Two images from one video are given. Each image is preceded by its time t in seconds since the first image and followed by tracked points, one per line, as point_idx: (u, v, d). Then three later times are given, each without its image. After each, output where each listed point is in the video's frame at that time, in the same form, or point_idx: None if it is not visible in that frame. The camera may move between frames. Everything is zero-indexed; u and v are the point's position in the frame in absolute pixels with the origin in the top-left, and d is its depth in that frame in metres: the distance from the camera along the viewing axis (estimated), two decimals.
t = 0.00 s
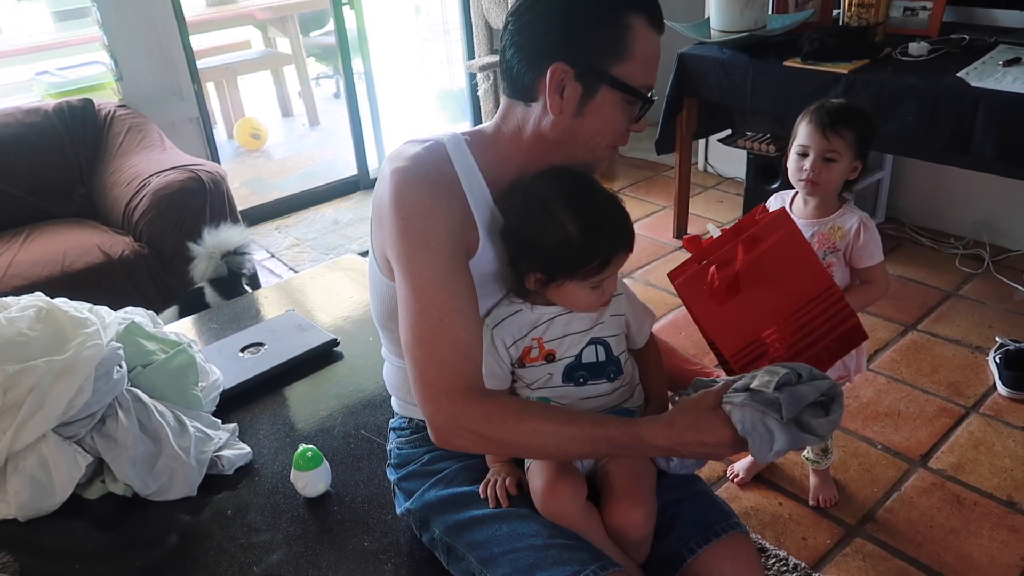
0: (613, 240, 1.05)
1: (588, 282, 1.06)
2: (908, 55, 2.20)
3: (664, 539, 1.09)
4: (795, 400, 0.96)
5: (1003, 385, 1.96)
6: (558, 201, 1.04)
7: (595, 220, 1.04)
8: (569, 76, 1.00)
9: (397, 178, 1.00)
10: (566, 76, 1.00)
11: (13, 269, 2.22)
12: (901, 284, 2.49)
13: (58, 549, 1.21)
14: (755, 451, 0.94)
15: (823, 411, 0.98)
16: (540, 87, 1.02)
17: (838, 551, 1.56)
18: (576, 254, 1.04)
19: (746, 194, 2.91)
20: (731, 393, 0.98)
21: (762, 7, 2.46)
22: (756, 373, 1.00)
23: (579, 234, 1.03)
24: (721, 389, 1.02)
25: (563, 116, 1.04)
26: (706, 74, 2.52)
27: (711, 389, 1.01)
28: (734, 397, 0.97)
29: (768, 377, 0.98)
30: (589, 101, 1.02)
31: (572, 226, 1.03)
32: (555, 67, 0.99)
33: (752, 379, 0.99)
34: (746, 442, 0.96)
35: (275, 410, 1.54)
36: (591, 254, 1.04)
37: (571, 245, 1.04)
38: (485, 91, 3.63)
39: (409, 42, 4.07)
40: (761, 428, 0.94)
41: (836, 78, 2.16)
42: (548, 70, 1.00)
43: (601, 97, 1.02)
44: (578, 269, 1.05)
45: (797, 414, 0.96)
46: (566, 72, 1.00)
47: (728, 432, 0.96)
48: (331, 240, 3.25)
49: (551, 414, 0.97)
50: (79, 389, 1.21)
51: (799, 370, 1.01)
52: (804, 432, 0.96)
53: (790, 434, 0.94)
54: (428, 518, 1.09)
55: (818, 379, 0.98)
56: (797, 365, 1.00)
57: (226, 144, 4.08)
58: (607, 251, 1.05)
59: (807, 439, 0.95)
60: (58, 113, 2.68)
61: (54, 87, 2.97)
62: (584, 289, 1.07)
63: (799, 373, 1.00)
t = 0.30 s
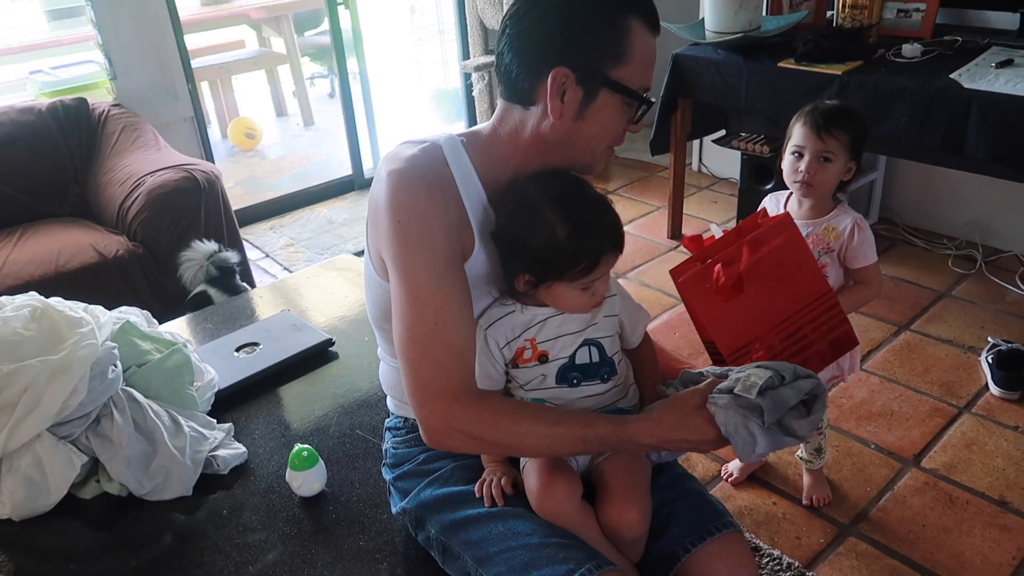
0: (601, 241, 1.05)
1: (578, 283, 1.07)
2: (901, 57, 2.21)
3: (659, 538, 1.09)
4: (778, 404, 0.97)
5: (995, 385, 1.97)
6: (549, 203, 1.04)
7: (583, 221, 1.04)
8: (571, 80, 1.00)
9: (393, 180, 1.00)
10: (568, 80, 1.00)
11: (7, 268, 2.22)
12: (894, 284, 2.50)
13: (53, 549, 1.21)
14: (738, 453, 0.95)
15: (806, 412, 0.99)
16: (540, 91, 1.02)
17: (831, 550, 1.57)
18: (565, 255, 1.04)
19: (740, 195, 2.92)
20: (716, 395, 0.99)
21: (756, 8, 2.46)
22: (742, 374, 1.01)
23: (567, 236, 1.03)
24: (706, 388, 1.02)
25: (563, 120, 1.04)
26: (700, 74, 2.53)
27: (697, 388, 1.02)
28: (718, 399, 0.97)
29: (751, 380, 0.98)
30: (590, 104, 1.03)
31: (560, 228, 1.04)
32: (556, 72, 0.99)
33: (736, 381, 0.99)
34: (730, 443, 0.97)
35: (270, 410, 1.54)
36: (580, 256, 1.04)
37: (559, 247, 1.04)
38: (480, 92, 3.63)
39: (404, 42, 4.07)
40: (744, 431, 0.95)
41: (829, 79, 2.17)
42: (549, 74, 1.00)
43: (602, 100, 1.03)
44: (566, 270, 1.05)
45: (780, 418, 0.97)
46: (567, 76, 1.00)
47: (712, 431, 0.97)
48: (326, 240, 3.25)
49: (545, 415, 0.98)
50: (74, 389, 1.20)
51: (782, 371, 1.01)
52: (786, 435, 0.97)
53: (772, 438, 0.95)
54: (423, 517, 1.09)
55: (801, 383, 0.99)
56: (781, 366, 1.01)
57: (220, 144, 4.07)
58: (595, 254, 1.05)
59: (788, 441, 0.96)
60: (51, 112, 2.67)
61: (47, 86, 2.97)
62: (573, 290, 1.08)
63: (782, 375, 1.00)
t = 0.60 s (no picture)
0: (599, 242, 1.05)
1: (576, 284, 1.07)
2: (897, 58, 2.22)
3: (657, 537, 1.09)
4: (765, 396, 1.01)
5: (991, 385, 1.97)
6: (546, 203, 1.04)
7: (580, 220, 1.04)
8: (580, 92, 1.01)
9: (391, 185, 1.01)
10: (577, 92, 1.01)
11: (4, 268, 2.22)
12: (891, 285, 2.51)
13: (50, 550, 1.21)
14: (727, 443, 0.99)
15: (791, 402, 1.03)
16: (550, 107, 1.03)
17: (828, 549, 1.57)
18: (562, 255, 1.04)
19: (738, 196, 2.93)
20: (705, 389, 1.02)
21: (753, 9, 2.47)
22: (729, 367, 1.04)
23: (564, 236, 1.04)
24: (695, 381, 1.05)
25: (571, 129, 1.06)
26: (697, 76, 2.53)
27: (686, 382, 1.05)
28: (708, 394, 1.00)
29: (741, 372, 1.01)
30: (599, 112, 1.05)
31: (558, 228, 1.04)
32: (568, 86, 1.00)
33: (725, 373, 1.03)
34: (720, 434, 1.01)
35: (269, 410, 1.54)
36: (578, 256, 1.04)
37: (557, 247, 1.04)
38: (477, 93, 3.63)
39: (401, 43, 4.08)
40: (735, 423, 0.98)
41: (826, 80, 2.17)
42: (560, 89, 1.01)
43: (610, 108, 1.05)
44: (563, 270, 1.05)
45: (767, 409, 1.01)
46: (577, 89, 1.01)
47: (704, 424, 1.01)
48: (324, 241, 3.25)
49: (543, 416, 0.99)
50: (72, 389, 1.20)
51: (768, 364, 1.04)
52: (772, 425, 1.01)
53: (760, 429, 1.00)
54: (422, 517, 1.10)
55: (787, 374, 1.03)
56: (767, 360, 1.04)
57: (217, 145, 4.07)
58: (593, 254, 1.05)
59: (775, 431, 1.01)
60: (48, 113, 2.67)
61: (44, 86, 2.96)
62: (572, 290, 1.08)
63: (769, 367, 1.04)
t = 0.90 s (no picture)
0: (598, 245, 1.05)
1: (575, 287, 1.07)
2: (894, 59, 2.22)
3: (655, 536, 1.10)
4: (763, 397, 1.01)
5: (988, 385, 1.98)
6: (545, 207, 1.05)
7: (579, 224, 1.04)
8: (578, 93, 1.02)
9: (390, 188, 1.01)
10: (575, 94, 1.02)
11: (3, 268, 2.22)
12: (888, 286, 2.52)
13: (49, 550, 1.21)
14: (726, 444, 1.00)
15: (788, 402, 1.04)
16: (547, 106, 1.03)
17: (826, 549, 1.58)
18: (560, 259, 1.04)
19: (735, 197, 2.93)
20: (703, 390, 1.03)
21: (751, 10, 2.47)
22: (727, 368, 1.04)
23: (563, 239, 1.04)
24: (693, 382, 1.06)
25: (570, 130, 1.06)
26: (695, 77, 2.54)
27: (684, 384, 1.06)
28: (705, 395, 1.01)
29: (738, 374, 1.02)
30: (596, 113, 1.05)
31: (557, 231, 1.04)
32: (565, 87, 1.01)
33: (722, 375, 1.03)
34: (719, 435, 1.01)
35: (267, 410, 1.54)
36: (577, 259, 1.04)
37: (556, 251, 1.04)
38: (475, 93, 3.64)
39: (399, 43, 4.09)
40: (733, 425, 0.99)
41: (824, 81, 2.18)
42: (558, 90, 1.01)
43: (607, 108, 1.05)
44: (562, 274, 1.05)
45: (765, 410, 1.01)
46: (574, 90, 1.01)
47: (702, 424, 1.01)
48: (322, 241, 3.25)
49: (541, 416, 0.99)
50: (71, 388, 1.21)
51: (766, 365, 1.05)
52: (770, 425, 1.02)
53: (758, 429, 1.00)
54: (421, 517, 1.10)
55: (784, 375, 1.03)
56: (764, 361, 1.04)
57: (215, 145, 4.07)
58: (592, 258, 1.05)
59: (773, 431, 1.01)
60: (46, 113, 2.67)
61: (42, 87, 2.96)
62: (571, 293, 1.08)
63: (766, 367, 1.04)
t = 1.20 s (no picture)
0: (599, 249, 1.05)
1: (575, 290, 1.07)
2: (895, 62, 2.23)
3: (655, 536, 1.10)
4: (763, 396, 1.01)
5: (987, 388, 1.98)
6: (545, 210, 1.04)
7: (580, 227, 1.04)
8: (580, 92, 1.02)
9: (392, 187, 1.01)
10: (577, 94, 1.02)
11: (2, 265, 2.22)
12: (887, 288, 2.52)
13: (48, 547, 1.21)
14: (727, 443, 1.00)
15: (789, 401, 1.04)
16: (549, 106, 1.04)
17: (824, 551, 1.58)
18: (561, 263, 1.04)
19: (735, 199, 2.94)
20: (703, 389, 1.03)
21: (752, 12, 2.48)
22: (726, 368, 1.04)
23: (564, 243, 1.04)
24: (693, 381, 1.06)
25: (572, 130, 1.07)
26: (696, 78, 2.54)
27: (684, 383, 1.06)
28: (706, 394, 1.01)
29: (739, 373, 1.02)
30: (598, 113, 1.05)
31: (557, 235, 1.04)
32: (567, 86, 1.01)
33: (723, 373, 1.03)
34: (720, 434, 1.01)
35: (267, 408, 1.54)
36: (577, 264, 1.04)
37: (556, 255, 1.04)
38: (476, 93, 3.64)
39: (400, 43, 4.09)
40: (734, 423, 0.99)
41: (824, 83, 2.18)
42: (560, 90, 1.02)
43: (609, 109, 1.05)
44: (562, 278, 1.05)
45: (765, 409, 1.02)
46: (577, 89, 1.02)
47: (703, 424, 1.01)
48: (322, 240, 3.25)
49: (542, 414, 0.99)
50: (71, 385, 1.20)
51: (765, 364, 1.05)
52: (770, 424, 1.02)
53: (758, 428, 1.00)
54: (421, 515, 1.10)
55: (784, 373, 1.03)
56: (764, 359, 1.04)
57: (215, 143, 4.07)
58: (593, 262, 1.05)
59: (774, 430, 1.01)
60: (47, 109, 2.67)
61: (43, 83, 2.97)
62: (571, 296, 1.08)
63: (766, 366, 1.04)
